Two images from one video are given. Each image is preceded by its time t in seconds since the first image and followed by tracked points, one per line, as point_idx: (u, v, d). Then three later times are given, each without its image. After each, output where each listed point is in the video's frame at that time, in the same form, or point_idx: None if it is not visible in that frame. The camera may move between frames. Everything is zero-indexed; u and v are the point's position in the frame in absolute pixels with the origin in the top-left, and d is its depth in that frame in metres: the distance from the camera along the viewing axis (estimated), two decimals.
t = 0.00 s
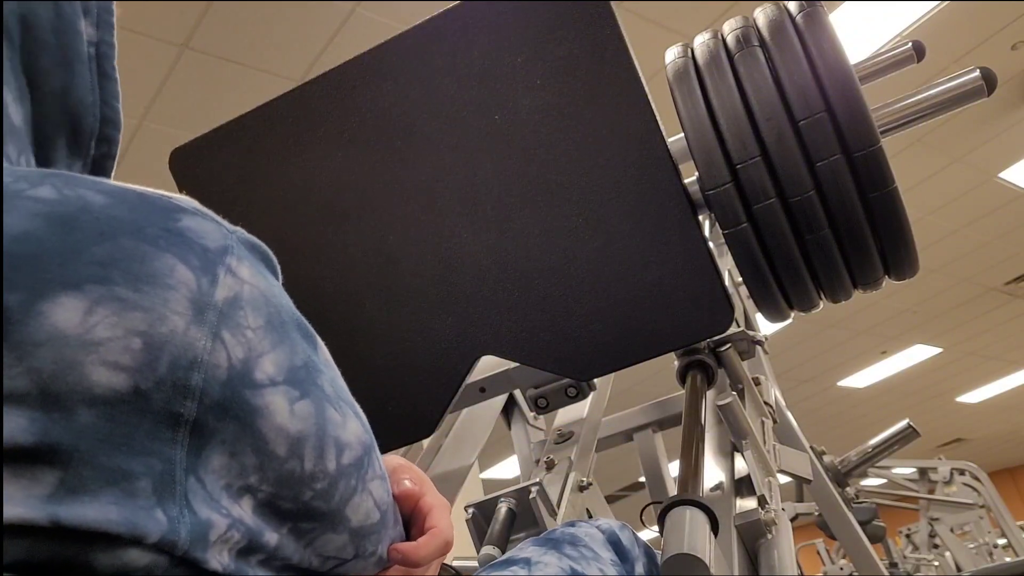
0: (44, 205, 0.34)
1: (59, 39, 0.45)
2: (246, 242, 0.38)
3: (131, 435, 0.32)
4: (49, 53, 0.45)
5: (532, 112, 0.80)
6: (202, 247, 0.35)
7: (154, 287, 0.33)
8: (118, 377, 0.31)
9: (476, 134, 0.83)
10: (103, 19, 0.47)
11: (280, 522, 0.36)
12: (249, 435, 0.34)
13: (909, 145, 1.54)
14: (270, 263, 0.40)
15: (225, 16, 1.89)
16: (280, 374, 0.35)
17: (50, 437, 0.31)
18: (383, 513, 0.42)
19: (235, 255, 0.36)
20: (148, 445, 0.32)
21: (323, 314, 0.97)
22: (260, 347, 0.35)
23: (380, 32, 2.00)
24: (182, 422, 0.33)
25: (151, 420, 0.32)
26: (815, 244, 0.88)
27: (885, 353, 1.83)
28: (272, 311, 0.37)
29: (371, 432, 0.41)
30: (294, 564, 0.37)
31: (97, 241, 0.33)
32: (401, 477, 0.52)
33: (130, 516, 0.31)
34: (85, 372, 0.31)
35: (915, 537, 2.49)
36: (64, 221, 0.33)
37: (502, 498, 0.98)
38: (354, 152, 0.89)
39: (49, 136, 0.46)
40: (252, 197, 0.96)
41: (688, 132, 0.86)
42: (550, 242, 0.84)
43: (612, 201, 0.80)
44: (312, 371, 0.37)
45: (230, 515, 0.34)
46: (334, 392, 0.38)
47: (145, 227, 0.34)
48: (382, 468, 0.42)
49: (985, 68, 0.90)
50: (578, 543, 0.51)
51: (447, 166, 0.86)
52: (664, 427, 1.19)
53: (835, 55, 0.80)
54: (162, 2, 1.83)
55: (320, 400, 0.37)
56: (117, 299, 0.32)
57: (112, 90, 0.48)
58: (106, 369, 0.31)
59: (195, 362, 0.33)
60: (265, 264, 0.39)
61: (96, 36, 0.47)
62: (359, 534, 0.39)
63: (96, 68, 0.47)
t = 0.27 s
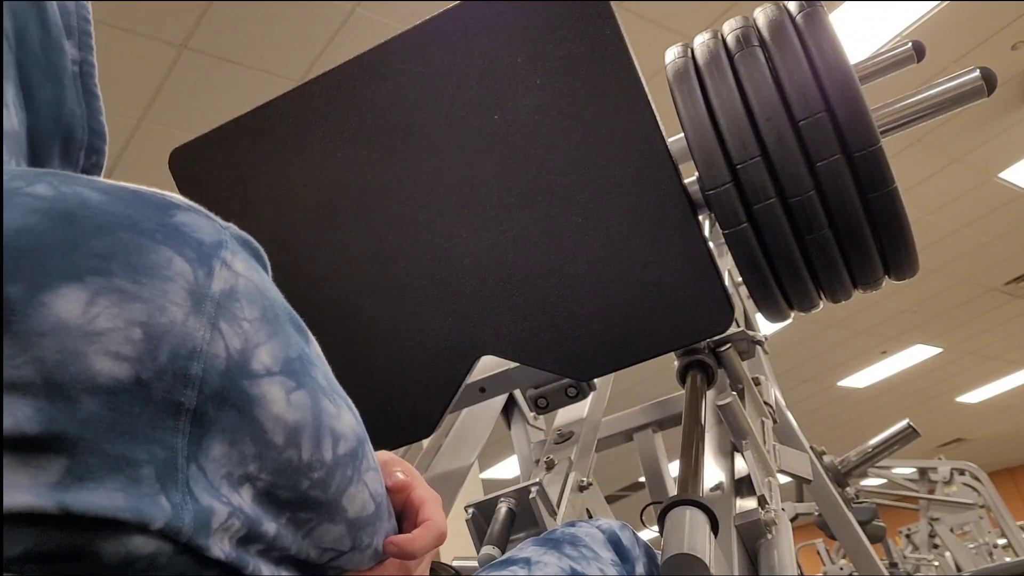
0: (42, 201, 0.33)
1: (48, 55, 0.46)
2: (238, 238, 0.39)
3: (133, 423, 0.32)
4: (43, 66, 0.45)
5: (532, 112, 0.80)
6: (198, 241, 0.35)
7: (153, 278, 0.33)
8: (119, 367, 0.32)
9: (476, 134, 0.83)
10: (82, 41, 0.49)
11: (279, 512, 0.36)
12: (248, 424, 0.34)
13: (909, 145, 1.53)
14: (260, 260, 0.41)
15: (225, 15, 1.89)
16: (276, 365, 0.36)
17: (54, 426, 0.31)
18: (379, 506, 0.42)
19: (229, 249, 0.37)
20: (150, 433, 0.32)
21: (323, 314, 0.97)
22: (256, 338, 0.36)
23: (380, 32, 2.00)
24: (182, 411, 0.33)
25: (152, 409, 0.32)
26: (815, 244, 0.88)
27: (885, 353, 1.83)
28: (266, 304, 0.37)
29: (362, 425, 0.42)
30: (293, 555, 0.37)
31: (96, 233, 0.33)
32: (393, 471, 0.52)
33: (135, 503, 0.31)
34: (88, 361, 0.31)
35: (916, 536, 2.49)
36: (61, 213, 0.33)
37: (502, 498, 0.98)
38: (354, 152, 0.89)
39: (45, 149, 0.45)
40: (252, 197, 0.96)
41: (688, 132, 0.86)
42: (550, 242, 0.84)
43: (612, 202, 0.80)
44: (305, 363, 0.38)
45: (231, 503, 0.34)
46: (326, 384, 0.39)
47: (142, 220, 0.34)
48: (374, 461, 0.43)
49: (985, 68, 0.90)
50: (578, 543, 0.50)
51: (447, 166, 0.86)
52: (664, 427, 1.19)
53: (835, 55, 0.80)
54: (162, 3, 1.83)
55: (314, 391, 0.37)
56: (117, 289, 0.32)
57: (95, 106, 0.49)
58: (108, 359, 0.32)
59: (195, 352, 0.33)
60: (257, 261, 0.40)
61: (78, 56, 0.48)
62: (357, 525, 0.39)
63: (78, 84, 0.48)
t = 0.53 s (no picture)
0: (22, 201, 0.34)
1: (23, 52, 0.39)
2: (219, 235, 0.39)
3: (120, 418, 0.32)
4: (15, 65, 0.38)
5: (532, 112, 0.80)
6: (179, 239, 0.36)
7: (135, 276, 0.33)
8: (105, 363, 0.32)
9: (476, 134, 0.83)
10: (61, 40, 0.42)
11: (269, 504, 0.37)
12: (235, 417, 0.35)
13: (909, 145, 1.53)
14: (242, 257, 0.41)
15: (225, 15, 1.89)
16: (261, 358, 0.36)
17: (42, 423, 0.31)
18: (369, 496, 0.42)
19: (210, 246, 0.37)
20: (138, 428, 0.33)
21: (323, 314, 0.97)
22: (240, 332, 0.36)
23: (380, 32, 2.00)
24: (169, 405, 0.33)
25: (139, 404, 0.33)
26: (815, 244, 0.88)
27: (885, 352, 1.83)
28: (250, 299, 0.38)
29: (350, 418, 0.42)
30: (285, 547, 0.37)
31: (78, 233, 0.33)
32: (382, 461, 0.53)
33: (129, 497, 0.31)
34: (74, 358, 0.32)
35: (916, 536, 2.50)
36: (44, 214, 0.33)
37: (502, 498, 0.98)
38: (354, 152, 0.89)
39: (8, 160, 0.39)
40: (252, 197, 0.96)
41: (688, 132, 0.86)
42: (550, 242, 0.84)
43: (612, 202, 0.80)
44: (291, 357, 0.38)
45: (222, 495, 0.34)
46: (312, 377, 0.39)
47: (123, 219, 0.35)
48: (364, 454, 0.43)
49: (986, 68, 0.90)
50: (578, 543, 0.50)
51: (447, 166, 0.86)
52: (664, 427, 1.19)
53: (835, 55, 0.80)
54: (162, 3, 1.83)
55: (300, 384, 0.38)
56: (101, 287, 0.33)
57: (71, 106, 0.42)
58: (94, 356, 0.32)
59: (179, 347, 0.34)
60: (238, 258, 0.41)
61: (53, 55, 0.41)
62: (347, 516, 0.40)
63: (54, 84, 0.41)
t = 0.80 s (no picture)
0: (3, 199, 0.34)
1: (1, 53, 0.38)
2: (200, 230, 0.40)
3: (110, 414, 0.32)
4: None
5: (532, 112, 0.80)
6: (162, 233, 0.36)
7: (122, 270, 0.34)
8: (93, 358, 0.32)
9: (476, 134, 0.83)
10: (49, 39, 0.41)
11: (260, 497, 0.37)
12: (224, 410, 0.35)
13: (909, 145, 1.53)
14: (223, 251, 0.42)
15: (225, 15, 1.89)
16: (248, 351, 0.37)
17: (32, 419, 0.31)
18: (357, 486, 0.43)
19: (193, 241, 0.38)
20: (126, 423, 0.33)
21: (323, 314, 0.97)
22: (226, 325, 0.36)
23: (381, 32, 2.00)
24: (157, 399, 0.33)
25: (129, 399, 0.33)
26: (816, 244, 0.88)
27: (886, 352, 1.83)
28: (235, 294, 0.38)
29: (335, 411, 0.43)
30: (277, 539, 0.38)
31: (61, 230, 0.34)
32: (371, 452, 0.54)
33: (123, 490, 0.31)
34: (62, 354, 0.32)
35: (916, 537, 2.50)
36: (27, 212, 0.34)
37: (502, 498, 0.98)
38: (353, 152, 0.89)
39: None
40: (251, 197, 0.96)
41: (688, 132, 0.86)
42: (549, 242, 0.84)
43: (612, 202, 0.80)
44: (278, 350, 0.39)
45: (214, 487, 0.34)
46: (298, 370, 0.40)
47: (107, 215, 0.35)
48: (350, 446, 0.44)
49: (985, 68, 0.90)
50: (576, 542, 0.50)
51: (447, 166, 0.86)
52: (664, 427, 1.18)
53: (835, 55, 0.80)
54: (162, 3, 1.83)
55: (287, 376, 0.38)
56: (88, 282, 0.33)
57: (52, 115, 0.41)
58: (82, 351, 0.32)
59: (167, 341, 0.34)
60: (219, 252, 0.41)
61: (37, 58, 0.40)
62: (336, 506, 0.40)
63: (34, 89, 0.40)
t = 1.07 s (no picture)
0: (25, 214, 0.36)
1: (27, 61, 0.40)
2: (217, 247, 0.41)
3: (118, 430, 0.33)
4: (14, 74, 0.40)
5: (532, 112, 0.80)
6: (178, 250, 0.37)
7: (135, 287, 0.34)
8: (103, 374, 0.33)
9: (476, 135, 0.83)
10: (86, 41, 0.42)
11: (264, 518, 0.37)
12: (232, 430, 0.35)
13: (910, 144, 1.53)
14: (237, 267, 0.43)
15: (225, 15, 1.89)
16: (258, 371, 0.37)
17: (39, 433, 0.32)
18: (362, 508, 0.42)
19: (209, 258, 0.38)
20: (134, 441, 0.33)
21: (323, 314, 0.97)
22: (237, 344, 0.37)
23: (381, 32, 2.00)
24: (166, 417, 0.34)
25: (137, 416, 0.33)
26: (815, 243, 0.88)
27: (886, 352, 1.83)
28: (247, 312, 0.39)
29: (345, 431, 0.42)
30: (279, 560, 0.37)
31: (79, 244, 0.35)
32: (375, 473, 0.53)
33: (126, 508, 0.32)
34: (73, 369, 0.32)
35: (916, 537, 2.50)
36: (48, 226, 0.35)
37: (502, 498, 0.98)
38: (354, 152, 0.89)
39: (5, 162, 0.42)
40: (252, 197, 0.96)
41: (688, 132, 0.86)
42: (550, 243, 0.84)
43: (612, 202, 0.81)
44: (288, 370, 0.39)
45: (218, 508, 0.34)
46: (308, 390, 0.40)
47: (123, 232, 0.36)
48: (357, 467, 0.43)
49: (986, 68, 0.90)
50: (574, 543, 0.51)
51: (446, 167, 0.86)
52: (664, 427, 1.18)
53: (835, 55, 0.80)
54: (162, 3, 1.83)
55: (296, 398, 0.38)
56: (101, 298, 0.34)
57: (78, 122, 0.43)
58: (92, 367, 0.33)
59: (177, 359, 0.34)
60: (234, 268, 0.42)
61: (70, 63, 0.42)
62: (340, 530, 0.40)
63: (62, 96, 0.42)
